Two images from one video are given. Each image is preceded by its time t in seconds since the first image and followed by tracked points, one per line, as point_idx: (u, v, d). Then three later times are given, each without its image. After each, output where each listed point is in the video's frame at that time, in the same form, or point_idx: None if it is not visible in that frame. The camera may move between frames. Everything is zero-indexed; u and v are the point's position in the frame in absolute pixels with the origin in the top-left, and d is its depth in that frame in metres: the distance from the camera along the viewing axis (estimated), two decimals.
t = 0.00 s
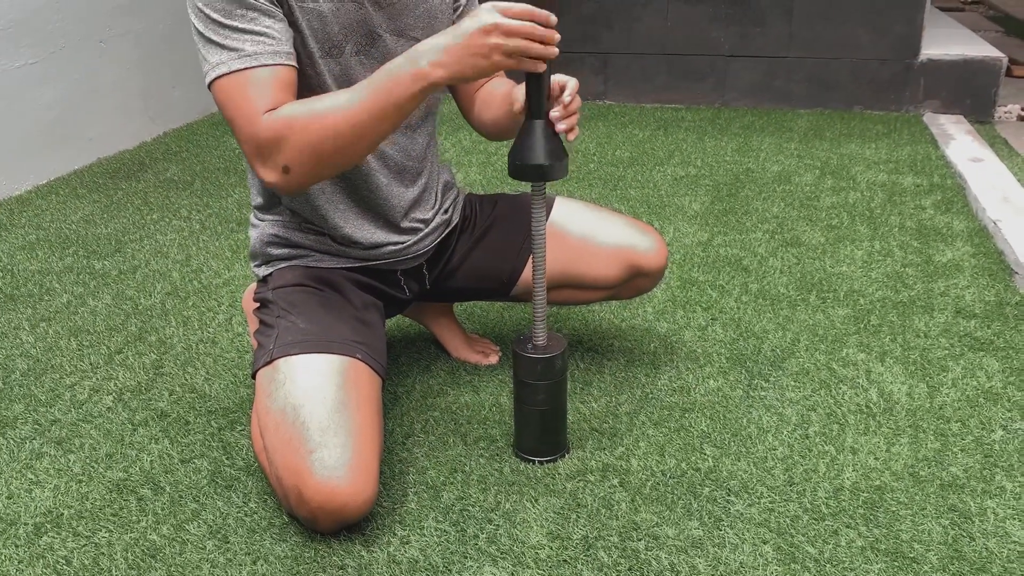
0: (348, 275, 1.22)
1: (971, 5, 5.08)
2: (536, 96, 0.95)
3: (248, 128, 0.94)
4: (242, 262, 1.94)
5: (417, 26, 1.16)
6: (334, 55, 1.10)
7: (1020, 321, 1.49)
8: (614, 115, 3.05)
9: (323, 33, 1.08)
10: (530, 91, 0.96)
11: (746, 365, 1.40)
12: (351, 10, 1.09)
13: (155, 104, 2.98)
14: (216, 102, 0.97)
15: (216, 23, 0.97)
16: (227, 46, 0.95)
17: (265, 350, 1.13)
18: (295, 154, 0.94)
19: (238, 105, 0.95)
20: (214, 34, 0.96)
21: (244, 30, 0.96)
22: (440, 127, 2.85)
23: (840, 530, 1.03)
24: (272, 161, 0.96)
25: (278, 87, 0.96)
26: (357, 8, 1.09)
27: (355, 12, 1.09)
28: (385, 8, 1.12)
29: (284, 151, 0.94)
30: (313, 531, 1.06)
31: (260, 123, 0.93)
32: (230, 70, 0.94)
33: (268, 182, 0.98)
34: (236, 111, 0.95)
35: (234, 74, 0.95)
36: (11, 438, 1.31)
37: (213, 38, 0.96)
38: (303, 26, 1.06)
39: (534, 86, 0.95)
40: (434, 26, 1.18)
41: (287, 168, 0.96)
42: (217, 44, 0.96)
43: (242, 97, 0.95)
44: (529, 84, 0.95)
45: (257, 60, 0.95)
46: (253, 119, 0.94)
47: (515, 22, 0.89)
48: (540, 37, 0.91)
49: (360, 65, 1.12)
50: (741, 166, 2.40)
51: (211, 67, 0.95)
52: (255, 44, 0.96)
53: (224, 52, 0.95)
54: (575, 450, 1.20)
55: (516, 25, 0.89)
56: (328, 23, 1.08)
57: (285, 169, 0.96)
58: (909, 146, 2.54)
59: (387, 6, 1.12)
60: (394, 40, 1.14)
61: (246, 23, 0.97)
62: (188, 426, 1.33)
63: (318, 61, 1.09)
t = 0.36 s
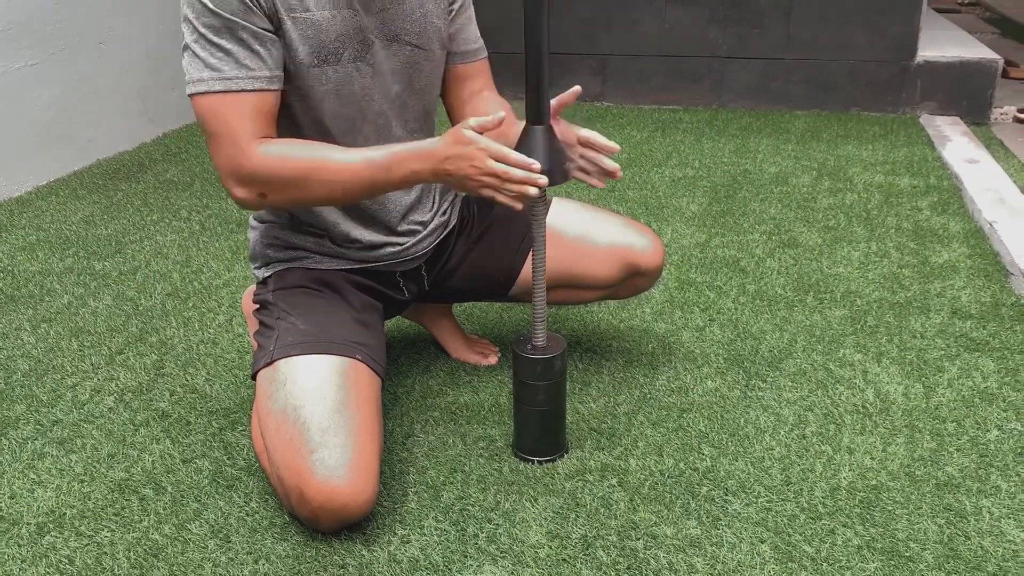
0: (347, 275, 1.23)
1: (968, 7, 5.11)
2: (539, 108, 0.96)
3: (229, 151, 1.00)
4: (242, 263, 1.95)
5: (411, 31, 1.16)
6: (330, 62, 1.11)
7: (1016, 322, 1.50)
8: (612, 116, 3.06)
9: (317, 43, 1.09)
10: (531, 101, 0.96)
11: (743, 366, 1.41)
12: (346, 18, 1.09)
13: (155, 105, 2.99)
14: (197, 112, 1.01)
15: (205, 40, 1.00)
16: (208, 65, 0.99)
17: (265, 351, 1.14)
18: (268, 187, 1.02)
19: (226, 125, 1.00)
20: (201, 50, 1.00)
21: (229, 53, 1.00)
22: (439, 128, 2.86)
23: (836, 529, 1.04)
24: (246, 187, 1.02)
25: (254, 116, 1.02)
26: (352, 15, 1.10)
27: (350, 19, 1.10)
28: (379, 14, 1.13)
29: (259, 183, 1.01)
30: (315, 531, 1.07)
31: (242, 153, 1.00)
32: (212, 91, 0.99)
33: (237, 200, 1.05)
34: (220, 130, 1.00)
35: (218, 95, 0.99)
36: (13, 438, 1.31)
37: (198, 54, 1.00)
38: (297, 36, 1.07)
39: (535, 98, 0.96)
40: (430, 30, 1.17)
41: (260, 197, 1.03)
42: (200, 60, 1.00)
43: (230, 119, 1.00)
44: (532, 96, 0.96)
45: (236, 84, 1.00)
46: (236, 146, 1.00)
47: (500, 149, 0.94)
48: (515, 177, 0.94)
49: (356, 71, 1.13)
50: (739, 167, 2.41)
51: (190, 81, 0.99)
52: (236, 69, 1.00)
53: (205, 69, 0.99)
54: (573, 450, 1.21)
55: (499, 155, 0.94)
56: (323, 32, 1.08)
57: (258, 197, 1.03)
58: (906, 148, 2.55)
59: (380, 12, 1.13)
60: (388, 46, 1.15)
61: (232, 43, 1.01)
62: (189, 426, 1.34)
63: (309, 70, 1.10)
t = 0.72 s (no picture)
0: (343, 274, 1.23)
1: (965, 6, 5.12)
2: (544, 113, 0.96)
3: (241, 163, 1.02)
4: (239, 263, 1.95)
5: (408, 30, 1.15)
6: (329, 65, 1.10)
7: (1013, 320, 1.51)
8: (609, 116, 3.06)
9: (316, 47, 1.08)
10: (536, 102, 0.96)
11: (741, 365, 1.41)
12: (344, 19, 1.09)
13: (152, 105, 2.99)
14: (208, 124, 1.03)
15: (212, 51, 1.02)
16: (218, 76, 1.00)
17: (260, 351, 1.14)
18: (281, 197, 1.03)
19: (238, 136, 1.02)
20: (208, 62, 1.02)
21: (235, 62, 1.01)
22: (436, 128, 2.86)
23: (834, 527, 1.04)
24: (260, 196, 1.04)
25: (265, 126, 1.03)
26: (350, 17, 1.09)
27: (348, 21, 1.09)
28: (376, 13, 1.12)
29: (271, 193, 1.03)
30: (312, 529, 1.07)
31: (253, 164, 1.01)
32: (222, 103, 1.00)
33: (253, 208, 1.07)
34: (232, 142, 1.02)
35: (227, 107, 1.01)
36: (11, 438, 1.31)
37: (206, 67, 1.01)
38: (296, 40, 1.07)
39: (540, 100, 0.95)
40: (427, 29, 1.17)
41: (273, 206, 1.05)
42: (207, 72, 1.01)
43: (240, 130, 1.01)
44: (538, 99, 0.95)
45: (246, 93, 1.01)
46: (248, 157, 1.02)
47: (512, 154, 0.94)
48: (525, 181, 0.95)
49: (356, 73, 1.13)
50: (736, 167, 2.41)
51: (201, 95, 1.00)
52: (244, 77, 1.01)
53: (214, 81, 1.00)
54: (571, 449, 1.21)
55: (511, 161, 0.94)
56: (321, 35, 1.08)
57: (271, 206, 1.05)
58: (903, 147, 2.56)
59: (377, 11, 1.12)
60: (387, 45, 1.14)
61: (239, 53, 1.02)
62: (187, 426, 1.34)
63: (307, 74, 1.10)
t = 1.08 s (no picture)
0: (337, 275, 1.23)
1: (959, 6, 5.13)
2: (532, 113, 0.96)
3: (236, 160, 1.01)
4: (234, 264, 1.95)
5: (396, 32, 1.15)
6: (318, 66, 1.10)
7: (1006, 320, 1.51)
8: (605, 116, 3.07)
9: (306, 47, 1.08)
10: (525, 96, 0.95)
11: (735, 365, 1.41)
12: (333, 20, 1.09)
13: (146, 106, 2.98)
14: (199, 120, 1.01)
15: (205, 49, 1.01)
16: (212, 73, 0.99)
17: (254, 352, 1.14)
18: (276, 195, 1.03)
19: (232, 132, 1.01)
20: (201, 57, 1.00)
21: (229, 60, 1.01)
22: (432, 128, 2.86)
23: (828, 527, 1.04)
24: (253, 195, 1.03)
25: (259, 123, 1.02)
26: (339, 18, 1.09)
27: (338, 22, 1.09)
28: (365, 14, 1.12)
29: (266, 191, 1.02)
30: (307, 531, 1.07)
31: (249, 161, 1.01)
32: (217, 100, 0.99)
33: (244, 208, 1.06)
34: (225, 139, 1.01)
35: (224, 102, 1.00)
36: (4, 439, 1.31)
37: (199, 63, 1.00)
38: (285, 39, 1.07)
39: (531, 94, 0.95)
40: (415, 32, 1.17)
41: (267, 205, 1.04)
42: (201, 69, 1.00)
43: (235, 127, 1.01)
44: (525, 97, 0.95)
45: (242, 91, 1.00)
46: (244, 155, 1.01)
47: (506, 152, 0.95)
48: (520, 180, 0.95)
49: (344, 75, 1.13)
50: (731, 167, 2.42)
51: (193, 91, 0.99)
52: (240, 75, 1.00)
53: (210, 77, 0.99)
54: (566, 449, 1.21)
55: (507, 159, 0.95)
56: (310, 35, 1.08)
57: (265, 205, 1.04)
58: (897, 147, 2.56)
59: (367, 12, 1.12)
60: (375, 47, 1.15)
61: (233, 50, 1.01)
62: (181, 428, 1.33)
63: (298, 73, 1.09)
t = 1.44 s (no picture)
0: (332, 275, 1.23)
1: (953, 6, 5.15)
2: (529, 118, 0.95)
3: (255, 164, 1.01)
4: (229, 264, 1.94)
5: (395, 27, 1.15)
6: (315, 65, 1.10)
7: (1001, 319, 1.51)
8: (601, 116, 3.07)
9: (303, 46, 1.08)
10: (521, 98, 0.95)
11: (731, 364, 1.41)
12: (329, 19, 1.10)
13: (141, 107, 2.98)
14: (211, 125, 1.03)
15: (203, 53, 1.01)
16: (214, 77, 1.00)
17: (248, 352, 1.14)
18: (296, 199, 1.03)
19: (249, 137, 1.01)
20: (202, 62, 1.01)
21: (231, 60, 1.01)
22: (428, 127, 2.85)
23: (825, 525, 1.04)
24: (274, 199, 1.04)
25: (275, 123, 1.02)
26: (335, 16, 1.10)
27: (334, 21, 1.10)
28: (361, 13, 1.13)
29: (290, 196, 1.03)
30: (301, 531, 1.07)
31: (268, 166, 1.01)
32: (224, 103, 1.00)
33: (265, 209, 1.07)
34: (244, 143, 1.01)
35: (240, 105, 1.00)
36: None
37: (201, 68, 1.01)
38: (283, 39, 1.07)
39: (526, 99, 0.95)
40: (414, 28, 1.17)
41: (286, 209, 1.05)
42: (203, 74, 1.01)
43: (253, 131, 1.01)
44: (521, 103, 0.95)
45: (247, 92, 1.00)
46: (263, 160, 1.01)
47: (528, 165, 0.95)
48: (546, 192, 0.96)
49: (342, 72, 1.13)
50: (726, 166, 2.42)
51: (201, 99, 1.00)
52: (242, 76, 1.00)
53: (212, 82, 1.00)
54: (562, 449, 1.21)
55: (530, 172, 0.95)
56: (307, 35, 1.08)
57: (286, 208, 1.05)
58: (892, 146, 2.57)
59: (363, 11, 1.13)
60: (374, 43, 1.14)
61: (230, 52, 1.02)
62: (176, 428, 1.33)
63: (295, 73, 1.09)
